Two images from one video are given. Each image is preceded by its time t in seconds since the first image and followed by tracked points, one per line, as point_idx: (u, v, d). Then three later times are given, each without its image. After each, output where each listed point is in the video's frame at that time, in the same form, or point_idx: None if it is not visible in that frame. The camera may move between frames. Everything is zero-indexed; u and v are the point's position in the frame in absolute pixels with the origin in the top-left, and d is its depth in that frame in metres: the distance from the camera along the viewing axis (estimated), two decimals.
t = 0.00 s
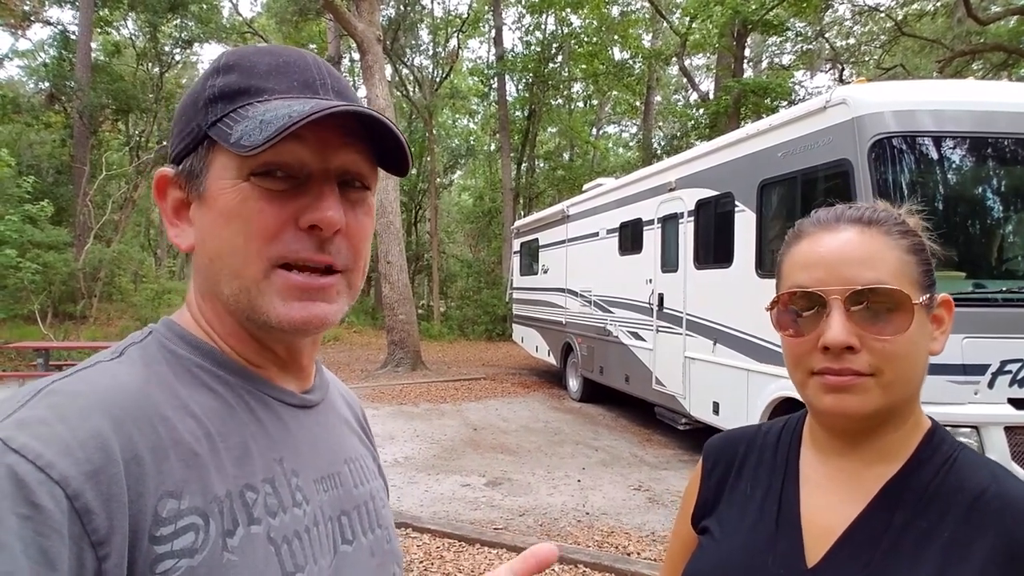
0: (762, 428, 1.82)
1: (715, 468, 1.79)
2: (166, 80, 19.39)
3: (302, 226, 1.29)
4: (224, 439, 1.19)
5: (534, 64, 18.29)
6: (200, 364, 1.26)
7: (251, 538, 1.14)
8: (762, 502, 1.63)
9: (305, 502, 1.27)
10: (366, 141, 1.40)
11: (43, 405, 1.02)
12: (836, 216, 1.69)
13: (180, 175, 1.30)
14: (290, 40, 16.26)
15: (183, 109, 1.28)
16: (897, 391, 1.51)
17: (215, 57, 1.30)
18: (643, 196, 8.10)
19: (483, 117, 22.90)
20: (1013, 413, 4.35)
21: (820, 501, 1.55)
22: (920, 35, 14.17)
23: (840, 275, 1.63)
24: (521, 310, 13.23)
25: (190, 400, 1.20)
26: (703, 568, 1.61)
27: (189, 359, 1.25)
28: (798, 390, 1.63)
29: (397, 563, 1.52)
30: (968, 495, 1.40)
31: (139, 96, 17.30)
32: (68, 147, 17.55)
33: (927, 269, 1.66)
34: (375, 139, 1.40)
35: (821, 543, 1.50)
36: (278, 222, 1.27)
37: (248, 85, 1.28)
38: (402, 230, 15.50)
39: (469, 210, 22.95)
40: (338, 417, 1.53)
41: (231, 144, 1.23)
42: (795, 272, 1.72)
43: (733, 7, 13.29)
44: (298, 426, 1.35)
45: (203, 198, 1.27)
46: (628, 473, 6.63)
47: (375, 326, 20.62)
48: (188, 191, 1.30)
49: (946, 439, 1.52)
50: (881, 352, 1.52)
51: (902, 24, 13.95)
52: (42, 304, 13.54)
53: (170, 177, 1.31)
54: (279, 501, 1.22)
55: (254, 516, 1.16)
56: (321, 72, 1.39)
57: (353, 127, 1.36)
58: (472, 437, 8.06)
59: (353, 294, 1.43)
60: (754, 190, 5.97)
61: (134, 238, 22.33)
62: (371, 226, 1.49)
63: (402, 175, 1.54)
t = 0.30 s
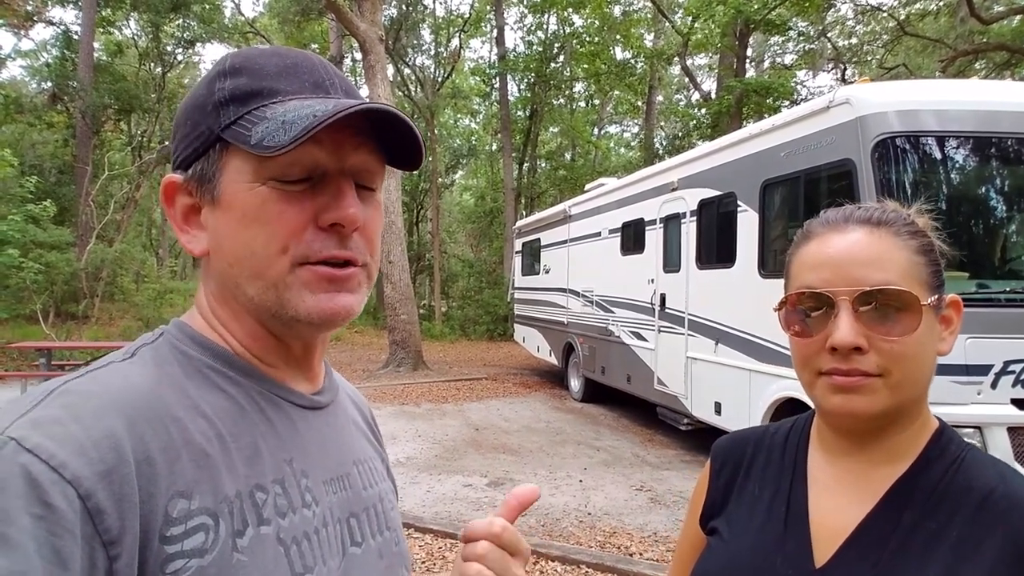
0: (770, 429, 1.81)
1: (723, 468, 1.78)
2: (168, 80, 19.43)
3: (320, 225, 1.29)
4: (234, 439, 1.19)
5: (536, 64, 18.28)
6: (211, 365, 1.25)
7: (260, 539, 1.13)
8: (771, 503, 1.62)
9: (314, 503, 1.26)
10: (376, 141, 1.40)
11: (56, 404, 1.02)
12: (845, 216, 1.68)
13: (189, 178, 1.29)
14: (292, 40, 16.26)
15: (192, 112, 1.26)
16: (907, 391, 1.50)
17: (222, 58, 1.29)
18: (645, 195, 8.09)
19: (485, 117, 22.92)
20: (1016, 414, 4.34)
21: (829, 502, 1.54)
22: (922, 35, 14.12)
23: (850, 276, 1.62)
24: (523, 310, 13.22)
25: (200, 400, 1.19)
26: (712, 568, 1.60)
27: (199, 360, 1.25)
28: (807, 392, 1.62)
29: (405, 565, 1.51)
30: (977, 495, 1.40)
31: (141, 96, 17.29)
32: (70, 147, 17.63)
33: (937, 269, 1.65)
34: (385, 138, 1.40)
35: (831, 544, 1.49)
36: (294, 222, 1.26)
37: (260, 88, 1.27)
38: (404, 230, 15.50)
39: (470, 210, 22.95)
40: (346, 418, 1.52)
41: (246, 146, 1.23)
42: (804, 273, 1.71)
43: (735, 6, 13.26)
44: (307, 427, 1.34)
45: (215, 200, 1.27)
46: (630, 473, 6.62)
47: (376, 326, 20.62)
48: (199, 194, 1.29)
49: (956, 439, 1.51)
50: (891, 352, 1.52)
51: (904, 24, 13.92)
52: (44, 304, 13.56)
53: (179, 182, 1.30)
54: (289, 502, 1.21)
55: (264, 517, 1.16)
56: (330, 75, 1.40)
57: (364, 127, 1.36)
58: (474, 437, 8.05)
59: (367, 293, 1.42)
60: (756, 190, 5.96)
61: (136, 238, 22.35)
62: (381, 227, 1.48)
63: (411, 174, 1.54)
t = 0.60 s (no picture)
0: (770, 429, 1.83)
1: (724, 468, 1.79)
2: (167, 80, 19.45)
3: (321, 228, 1.30)
4: (233, 441, 1.20)
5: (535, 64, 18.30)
6: (210, 366, 1.26)
7: (258, 541, 1.14)
8: (770, 503, 1.64)
9: (311, 506, 1.27)
10: (377, 143, 1.41)
11: (57, 406, 1.03)
12: (841, 218, 1.70)
13: (189, 179, 1.29)
14: (291, 40, 16.26)
15: (192, 113, 1.27)
16: (900, 392, 1.51)
17: (222, 59, 1.29)
18: (644, 196, 8.11)
19: (484, 117, 22.96)
20: (1014, 413, 4.36)
21: (826, 503, 1.56)
22: (921, 35, 14.15)
23: (845, 278, 1.63)
24: (522, 310, 13.24)
25: (200, 402, 1.20)
26: (713, 567, 1.61)
27: (197, 361, 1.26)
28: (802, 392, 1.63)
29: (403, 566, 1.52)
30: (971, 495, 1.41)
31: (139, 96, 17.26)
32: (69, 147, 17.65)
33: (931, 270, 1.66)
34: (386, 140, 1.41)
35: (828, 543, 1.50)
36: (294, 225, 1.27)
37: (261, 89, 1.28)
38: (403, 230, 15.52)
39: (469, 210, 22.97)
40: (344, 420, 1.53)
41: (247, 148, 1.23)
42: (799, 275, 1.72)
43: (733, 7, 13.29)
44: (306, 429, 1.35)
45: (215, 201, 1.27)
46: (630, 473, 6.64)
47: (376, 326, 20.63)
48: (199, 195, 1.29)
49: (951, 439, 1.52)
50: (884, 353, 1.53)
51: (902, 24, 13.95)
52: (43, 304, 13.56)
53: (178, 183, 1.30)
54: (287, 504, 1.22)
55: (262, 519, 1.17)
56: (331, 76, 1.41)
57: (365, 129, 1.37)
58: (473, 437, 8.06)
59: (366, 295, 1.43)
60: (755, 190, 5.98)
61: (136, 238, 22.36)
62: (380, 229, 1.50)
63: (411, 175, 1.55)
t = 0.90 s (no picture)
0: (768, 427, 1.83)
1: (722, 467, 1.80)
2: (168, 80, 19.48)
3: (324, 227, 1.31)
4: (230, 441, 1.20)
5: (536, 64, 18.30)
6: (208, 366, 1.27)
7: (255, 540, 1.15)
8: (767, 501, 1.64)
9: (308, 505, 1.28)
10: (378, 143, 1.42)
11: (53, 405, 1.03)
12: (838, 218, 1.70)
13: (187, 178, 1.29)
14: (292, 39, 16.25)
15: (191, 112, 1.26)
16: (895, 390, 1.52)
17: (222, 57, 1.29)
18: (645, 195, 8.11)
19: (485, 117, 22.98)
20: (1016, 412, 4.36)
21: (824, 502, 1.56)
22: (922, 35, 14.13)
23: (842, 277, 1.64)
24: (523, 310, 13.26)
25: (197, 402, 1.21)
26: (712, 566, 1.62)
27: (195, 361, 1.26)
28: (799, 391, 1.64)
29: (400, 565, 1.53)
30: (967, 492, 1.41)
31: (141, 96, 17.26)
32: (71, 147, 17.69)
33: (927, 269, 1.66)
34: (386, 140, 1.42)
35: (824, 542, 1.51)
36: (296, 225, 1.27)
37: (264, 89, 1.28)
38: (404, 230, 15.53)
39: (470, 210, 22.98)
40: (342, 419, 1.54)
41: (251, 146, 1.24)
42: (796, 275, 1.72)
43: (734, 7, 13.30)
44: (303, 429, 1.36)
45: (216, 200, 1.27)
46: (631, 473, 6.64)
47: (377, 326, 20.64)
48: (198, 194, 1.29)
49: (947, 436, 1.53)
50: (881, 353, 1.53)
51: (904, 23, 13.94)
52: (45, 304, 13.59)
53: (176, 182, 1.30)
54: (283, 504, 1.23)
55: (259, 518, 1.18)
56: (332, 77, 1.42)
57: (366, 130, 1.39)
58: (475, 437, 8.07)
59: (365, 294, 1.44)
60: (757, 190, 5.98)
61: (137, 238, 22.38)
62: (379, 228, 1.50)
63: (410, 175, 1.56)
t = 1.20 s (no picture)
0: (758, 425, 1.83)
1: (712, 465, 1.79)
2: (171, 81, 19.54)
3: (317, 222, 1.32)
4: (218, 440, 1.21)
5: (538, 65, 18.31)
6: (196, 364, 1.27)
7: (242, 540, 1.16)
8: (757, 499, 1.64)
9: (296, 504, 1.28)
10: (368, 139, 1.43)
11: (42, 403, 1.04)
12: (825, 217, 1.70)
13: (177, 174, 1.29)
14: (293, 41, 16.27)
15: (181, 106, 1.26)
16: (883, 389, 1.52)
17: (211, 54, 1.30)
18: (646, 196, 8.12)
19: (487, 118, 23.03)
20: (1016, 413, 4.35)
21: (812, 501, 1.56)
22: (924, 35, 14.11)
23: (831, 275, 1.64)
24: (524, 310, 13.26)
25: (185, 400, 1.21)
26: (701, 564, 1.61)
27: (184, 360, 1.26)
28: (788, 389, 1.64)
29: (387, 565, 1.53)
30: (952, 490, 1.41)
31: (144, 97, 17.30)
32: (73, 148, 17.80)
33: (914, 268, 1.67)
34: (376, 136, 1.44)
35: (812, 541, 1.51)
36: (287, 221, 1.28)
37: (255, 85, 1.29)
38: (405, 231, 15.54)
39: (472, 211, 22.99)
40: (331, 418, 1.54)
41: (243, 142, 1.24)
42: (785, 273, 1.73)
43: (736, 7, 13.30)
44: (291, 428, 1.36)
45: (206, 197, 1.27)
46: (632, 473, 6.64)
47: (379, 327, 20.66)
48: (188, 191, 1.29)
49: (934, 435, 1.53)
50: (868, 351, 1.53)
51: (906, 24, 13.93)
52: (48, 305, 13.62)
53: (165, 179, 1.30)
54: (271, 504, 1.23)
55: (246, 519, 1.18)
56: (322, 73, 1.43)
57: (357, 126, 1.39)
58: (476, 437, 8.07)
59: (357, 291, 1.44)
60: (757, 190, 5.98)
61: (140, 239, 22.42)
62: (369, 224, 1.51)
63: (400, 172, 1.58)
